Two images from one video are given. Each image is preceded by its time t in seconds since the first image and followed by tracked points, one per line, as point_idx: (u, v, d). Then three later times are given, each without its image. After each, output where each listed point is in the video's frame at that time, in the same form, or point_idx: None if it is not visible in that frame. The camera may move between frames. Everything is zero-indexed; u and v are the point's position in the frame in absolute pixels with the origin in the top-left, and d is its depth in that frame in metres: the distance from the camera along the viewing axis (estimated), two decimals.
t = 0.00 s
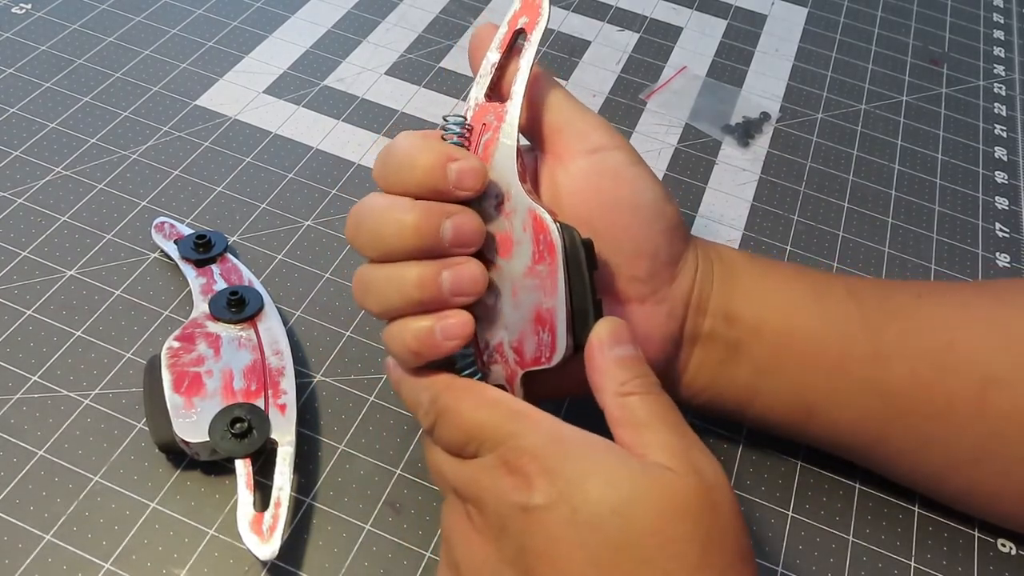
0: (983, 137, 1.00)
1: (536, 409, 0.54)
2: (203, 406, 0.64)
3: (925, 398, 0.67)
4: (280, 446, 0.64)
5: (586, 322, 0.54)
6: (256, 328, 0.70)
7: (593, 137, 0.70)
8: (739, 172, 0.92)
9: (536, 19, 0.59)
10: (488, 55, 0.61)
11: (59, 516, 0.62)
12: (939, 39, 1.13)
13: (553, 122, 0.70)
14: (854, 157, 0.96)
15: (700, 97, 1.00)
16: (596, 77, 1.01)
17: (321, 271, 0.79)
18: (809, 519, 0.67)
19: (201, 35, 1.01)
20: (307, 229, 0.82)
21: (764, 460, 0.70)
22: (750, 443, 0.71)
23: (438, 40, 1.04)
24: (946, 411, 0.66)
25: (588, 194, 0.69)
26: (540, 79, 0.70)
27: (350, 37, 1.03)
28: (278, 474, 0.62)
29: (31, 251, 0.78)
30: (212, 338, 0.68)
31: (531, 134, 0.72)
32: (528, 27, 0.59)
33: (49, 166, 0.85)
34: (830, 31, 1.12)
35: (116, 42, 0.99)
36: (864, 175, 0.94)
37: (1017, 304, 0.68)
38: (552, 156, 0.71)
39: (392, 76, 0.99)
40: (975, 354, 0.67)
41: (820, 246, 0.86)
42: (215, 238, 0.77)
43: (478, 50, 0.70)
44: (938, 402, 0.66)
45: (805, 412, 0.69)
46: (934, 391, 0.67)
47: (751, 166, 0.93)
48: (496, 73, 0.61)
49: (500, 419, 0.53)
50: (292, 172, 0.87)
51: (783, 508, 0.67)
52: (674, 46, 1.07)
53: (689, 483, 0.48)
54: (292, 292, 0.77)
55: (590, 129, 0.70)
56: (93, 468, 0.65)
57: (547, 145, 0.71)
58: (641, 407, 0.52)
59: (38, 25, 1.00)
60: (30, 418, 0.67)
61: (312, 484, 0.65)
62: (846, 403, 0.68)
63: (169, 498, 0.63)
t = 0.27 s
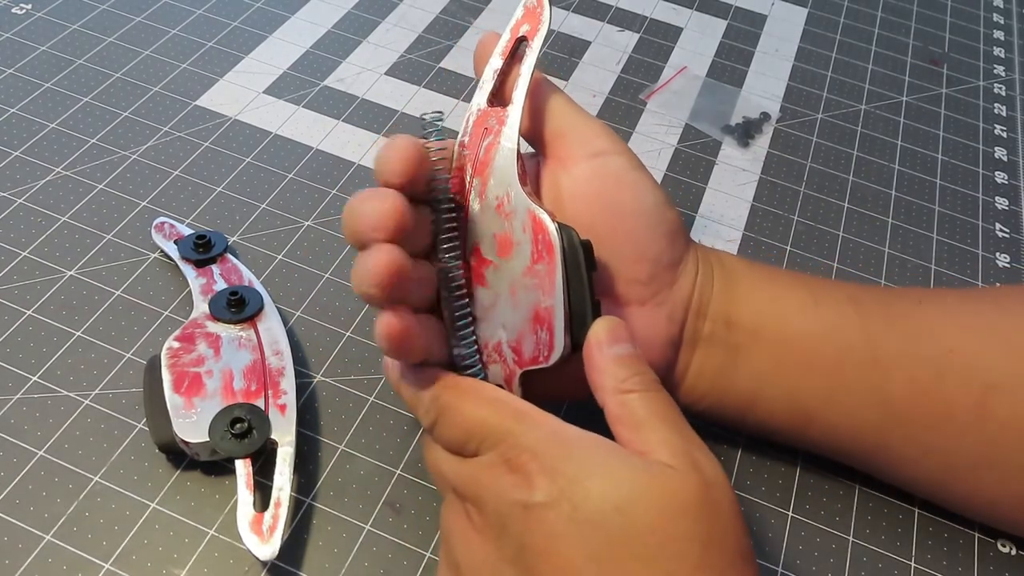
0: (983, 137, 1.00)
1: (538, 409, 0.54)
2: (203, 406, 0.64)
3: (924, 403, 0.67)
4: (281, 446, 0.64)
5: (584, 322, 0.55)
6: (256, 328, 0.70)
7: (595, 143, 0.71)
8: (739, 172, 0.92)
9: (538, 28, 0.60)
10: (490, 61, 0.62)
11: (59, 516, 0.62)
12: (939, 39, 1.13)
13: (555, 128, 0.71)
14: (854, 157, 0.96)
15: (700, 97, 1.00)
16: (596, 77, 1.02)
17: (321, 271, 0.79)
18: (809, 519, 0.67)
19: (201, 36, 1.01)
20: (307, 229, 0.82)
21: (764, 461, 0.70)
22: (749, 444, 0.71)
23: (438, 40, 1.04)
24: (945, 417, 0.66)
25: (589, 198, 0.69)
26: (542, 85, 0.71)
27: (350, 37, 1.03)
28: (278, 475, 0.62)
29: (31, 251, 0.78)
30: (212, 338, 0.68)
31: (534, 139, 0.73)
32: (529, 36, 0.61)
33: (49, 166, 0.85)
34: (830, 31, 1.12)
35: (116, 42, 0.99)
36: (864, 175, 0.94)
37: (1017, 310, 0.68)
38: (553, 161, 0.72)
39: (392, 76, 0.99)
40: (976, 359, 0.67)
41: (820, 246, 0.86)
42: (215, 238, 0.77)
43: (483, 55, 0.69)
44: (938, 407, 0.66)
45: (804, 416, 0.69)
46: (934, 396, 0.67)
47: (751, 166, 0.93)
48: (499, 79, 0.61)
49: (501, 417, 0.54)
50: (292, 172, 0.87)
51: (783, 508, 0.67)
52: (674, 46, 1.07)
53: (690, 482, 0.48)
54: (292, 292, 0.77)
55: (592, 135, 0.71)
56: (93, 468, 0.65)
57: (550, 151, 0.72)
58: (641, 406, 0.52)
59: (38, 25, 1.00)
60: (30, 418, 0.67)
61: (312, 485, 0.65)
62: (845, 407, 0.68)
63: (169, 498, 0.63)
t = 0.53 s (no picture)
0: (983, 137, 1.00)
1: (535, 408, 0.54)
2: (203, 406, 0.64)
3: (924, 403, 0.67)
4: (281, 446, 0.64)
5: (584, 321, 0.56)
6: (256, 328, 0.70)
7: (596, 142, 0.70)
8: (739, 172, 0.92)
9: (539, 26, 0.60)
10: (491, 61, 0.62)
11: (59, 516, 0.62)
12: (939, 39, 1.13)
13: (556, 127, 0.71)
14: (854, 157, 0.96)
15: (700, 97, 1.00)
16: (596, 77, 1.02)
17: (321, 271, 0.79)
18: (809, 520, 0.67)
19: (201, 36, 1.01)
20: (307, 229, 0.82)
21: (764, 461, 0.70)
22: (749, 444, 0.71)
23: (438, 40, 1.04)
24: (945, 417, 0.66)
25: (592, 199, 0.69)
26: (543, 84, 0.71)
27: (350, 37, 1.03)
28: (278, 475, 0.62)
29: (31, 251, 0.78)
30: (212, 338, 0.68)
31: (536, 138, 0.73)
32: (531, 35, 0.60)
33: (49, 166, 0.85)
34: (830, 31, 1.12)
35: (116, 42, 0.99)
36: (864, 175, 0.94)
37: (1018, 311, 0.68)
38: (555, 160, 0.71)
39: (392, 76, 0.99)
40: (976, 360, 0.67)
41: (820, 246, 0.86)
42: (215, 238, 0.77)
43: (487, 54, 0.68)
44: (937, 408, 0.66)
45: (804, 417, 0.69)
46: (934, 396, 0.67)
47: (751, 166, 0.93)
48: (500, 79, 0.61)
49: (500, 417, 0.53)
50: (292, 172, 0.87)
51: (783, 509, 0.67)
52: (674, 46, 1.07)
53: (689, 482, 0.48)
54: (292, 292, 0.77)
55: (594, 135, 0.70)
56: (93, 468, 0.65)
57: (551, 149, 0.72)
58: (640, 404, 0.52)
59: (38, 25, 1.00)
60: (30, 418, 0.67)
61: (312, 484, 0.65)
62: (845, 408, 0.68)
63: (169, 498, 0.63)
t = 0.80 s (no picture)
0: (983, 137, 1.00)
1: (534, 407, 0.54)
2: (203, 406, 0.64)
3: (924, 403, 0.67)
4: (281, 446, 0.64)
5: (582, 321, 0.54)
6: (256, 328, 0.70)
7: (596, 141, 0.70)
8: (739, 172, 0.92)
9: (539, 25, 0.60)
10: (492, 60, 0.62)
11: (59, 516, 0.62)
12: (939, 39, 1.13)
13: (557, 125, 0.71)
14: (854, 157, 0.96)
15: (700, 97, 1.00)
16: (596, 77, 1.01)
17: (321, 271, 0.79)
18: (809, 519, 0.67)
19: (201, 36, 1.01)
20: (307, 229, 0.82)
21: (764, 461, 0.70)
22: (749, 443, 0.71)
23: (438, 40, 1.04)
24: (944, 417, 0.66)
25: (592, 196, 0.69)
26: (544, 82, 0.71)
27: (350, 37, 1.03)
28: (278, 475, 0.62)
29: (31, 251, 0.78)
30: (212, 338, 0.68)
31: (537, 136, 0.73)
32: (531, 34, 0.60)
33: (49, 166, 0.85)
34: (830, 31, 1.12)
35: (116, 42, 0.99)
36: (864, 175, 0.94)
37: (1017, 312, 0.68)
38: (556, 158, 0.71)
39: (392, 76, 0.99)
40: (975, 360, 0.67)
41: (820, 246, 0.86)
42: (215, 238, 0.77)
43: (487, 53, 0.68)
44: (937, 407, 0.66)
45: (804, 416, 0.69)
46: (934, 396, 0.67)
47: (751, 166, 0.93)
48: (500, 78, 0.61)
49: (499, 416, 0.53)
50: (292, 172, 0.87)
51: (783, 509, 0.67)
52: (674, 46, 1.07)
53: (688, 482, 0.48)
54: (292, 292, 0.77)
55: (593, 134, 0.71)
56: (93, 468, 0.65)
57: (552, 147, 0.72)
58: (639, 403, 0.52)
59: (38, 25, 1.00)
60: (30, 418, 0.67)
61: (312, 484, 0.65)
62: (845, 408, 0.68)
63: (169, 498, 0.63)
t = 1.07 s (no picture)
0: (983, 137, 1.00)
1: (540, 406, 0.54)
2: (203, 406, 0.64)
3: (925, 401, 0.67)
4: (281, 446, 0.64)
5: (593, 322, 0.54)
6: (256, 328, 0.70)
7: (611, 136, 0.70)
8: (739, 172, 0.92)
9: (559, 15, 0.59)
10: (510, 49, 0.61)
11: (59, 516, 0.62)
12: (939, 38, 1.13)
13: (574, 118, 0.71)
14: (854, 157, 0.96)
15: (700, 97, 1.00)
16: (596, 77, 1.01)
17: (321, 271, 0.79)
18: (809, 520, 0.67)
19: (200, 36, 1.01)
20: (307, 229, 0.82)
21: (764, 461, 0.70)
22: (750, 443, 0.71)
23: (438, 40, 1.04)
24: (944, 417, 0.66)
25: (599, 190, 0.69)
26: (563, 72, 0.71)
27: (350, 37, 1.03)
28: (278, 474, 0.62)
29: (31, 251, 0.78)
30: (212, 338, 0.68)
31: (554, 128, 0.73)
32: (551, 23, 0.59)
33: (49, 166, 0.85)
34: (830, 31, 1.12)
35: (116, 42, 0.99)
36: (864, 175, 0.94)
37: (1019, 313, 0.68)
38: (569, 151, 0.71)
39: (392, 76, 0.99)
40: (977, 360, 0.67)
41: (820, 246, 0.86)
42: (215, 238, 0.77)
43: (504, 41, 0.69)
44: (938, 407, 0.66)
45: (805, 413, 0.69)
46: (935, 395, 0.67)
47: (751, 166, 0.93)
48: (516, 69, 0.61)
49: (505, 414, 0.53)
50: (292, 172, 0.87)
51: (783, 508, 0.67)
52: (674, 46, 1.07)
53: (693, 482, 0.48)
54: (292, 292, 0.77)
55: (610, 129, 0.71)
56: (93, 468, 0.65)
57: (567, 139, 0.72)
58: (646, 403, 0.52)
59: (38, 25, 1.00)
60: (30, 418, 0.67)
61: (312, 484, 0.65)
62: (847, 405, 0.68)
63: (169, 498, 0.63)
